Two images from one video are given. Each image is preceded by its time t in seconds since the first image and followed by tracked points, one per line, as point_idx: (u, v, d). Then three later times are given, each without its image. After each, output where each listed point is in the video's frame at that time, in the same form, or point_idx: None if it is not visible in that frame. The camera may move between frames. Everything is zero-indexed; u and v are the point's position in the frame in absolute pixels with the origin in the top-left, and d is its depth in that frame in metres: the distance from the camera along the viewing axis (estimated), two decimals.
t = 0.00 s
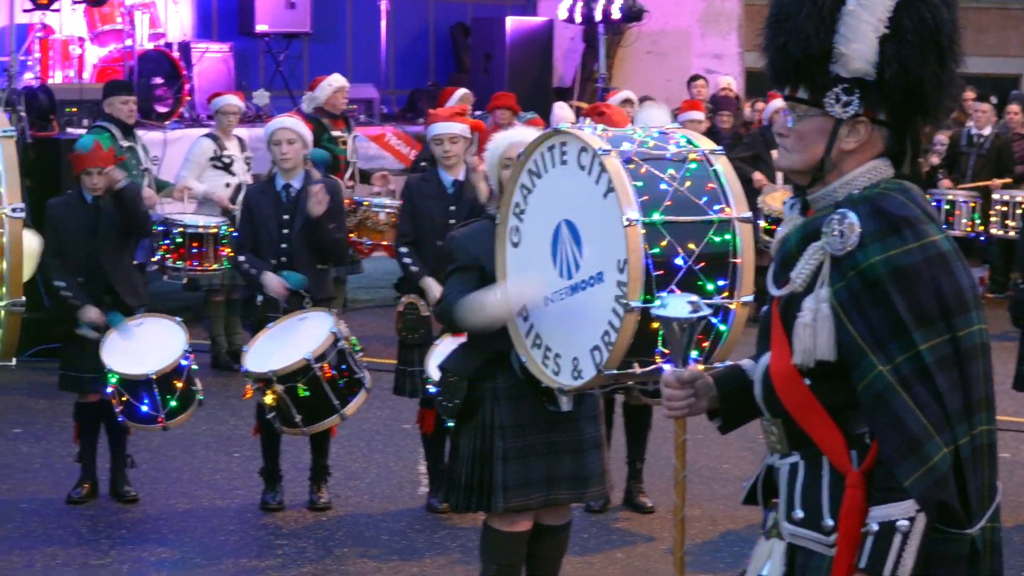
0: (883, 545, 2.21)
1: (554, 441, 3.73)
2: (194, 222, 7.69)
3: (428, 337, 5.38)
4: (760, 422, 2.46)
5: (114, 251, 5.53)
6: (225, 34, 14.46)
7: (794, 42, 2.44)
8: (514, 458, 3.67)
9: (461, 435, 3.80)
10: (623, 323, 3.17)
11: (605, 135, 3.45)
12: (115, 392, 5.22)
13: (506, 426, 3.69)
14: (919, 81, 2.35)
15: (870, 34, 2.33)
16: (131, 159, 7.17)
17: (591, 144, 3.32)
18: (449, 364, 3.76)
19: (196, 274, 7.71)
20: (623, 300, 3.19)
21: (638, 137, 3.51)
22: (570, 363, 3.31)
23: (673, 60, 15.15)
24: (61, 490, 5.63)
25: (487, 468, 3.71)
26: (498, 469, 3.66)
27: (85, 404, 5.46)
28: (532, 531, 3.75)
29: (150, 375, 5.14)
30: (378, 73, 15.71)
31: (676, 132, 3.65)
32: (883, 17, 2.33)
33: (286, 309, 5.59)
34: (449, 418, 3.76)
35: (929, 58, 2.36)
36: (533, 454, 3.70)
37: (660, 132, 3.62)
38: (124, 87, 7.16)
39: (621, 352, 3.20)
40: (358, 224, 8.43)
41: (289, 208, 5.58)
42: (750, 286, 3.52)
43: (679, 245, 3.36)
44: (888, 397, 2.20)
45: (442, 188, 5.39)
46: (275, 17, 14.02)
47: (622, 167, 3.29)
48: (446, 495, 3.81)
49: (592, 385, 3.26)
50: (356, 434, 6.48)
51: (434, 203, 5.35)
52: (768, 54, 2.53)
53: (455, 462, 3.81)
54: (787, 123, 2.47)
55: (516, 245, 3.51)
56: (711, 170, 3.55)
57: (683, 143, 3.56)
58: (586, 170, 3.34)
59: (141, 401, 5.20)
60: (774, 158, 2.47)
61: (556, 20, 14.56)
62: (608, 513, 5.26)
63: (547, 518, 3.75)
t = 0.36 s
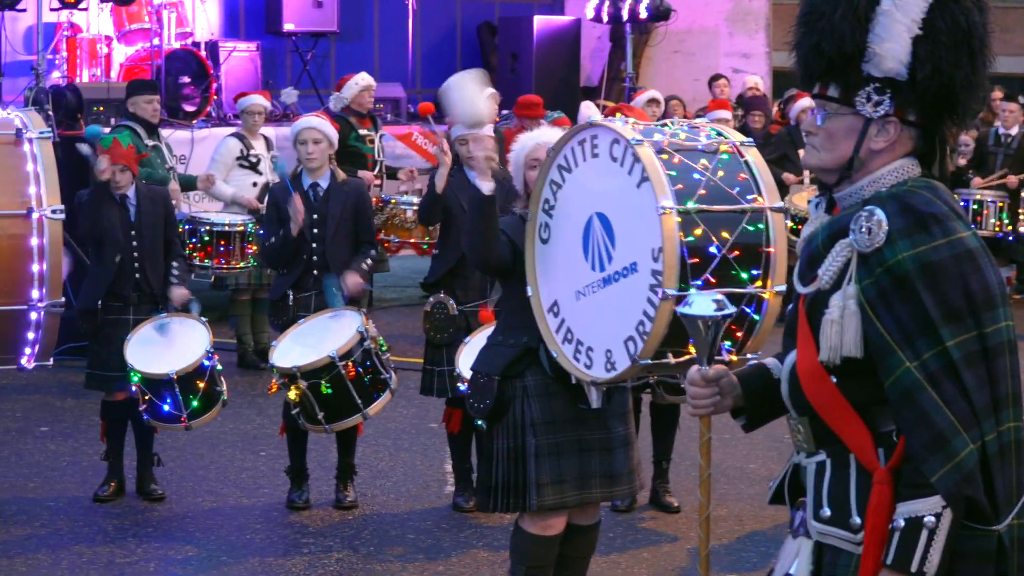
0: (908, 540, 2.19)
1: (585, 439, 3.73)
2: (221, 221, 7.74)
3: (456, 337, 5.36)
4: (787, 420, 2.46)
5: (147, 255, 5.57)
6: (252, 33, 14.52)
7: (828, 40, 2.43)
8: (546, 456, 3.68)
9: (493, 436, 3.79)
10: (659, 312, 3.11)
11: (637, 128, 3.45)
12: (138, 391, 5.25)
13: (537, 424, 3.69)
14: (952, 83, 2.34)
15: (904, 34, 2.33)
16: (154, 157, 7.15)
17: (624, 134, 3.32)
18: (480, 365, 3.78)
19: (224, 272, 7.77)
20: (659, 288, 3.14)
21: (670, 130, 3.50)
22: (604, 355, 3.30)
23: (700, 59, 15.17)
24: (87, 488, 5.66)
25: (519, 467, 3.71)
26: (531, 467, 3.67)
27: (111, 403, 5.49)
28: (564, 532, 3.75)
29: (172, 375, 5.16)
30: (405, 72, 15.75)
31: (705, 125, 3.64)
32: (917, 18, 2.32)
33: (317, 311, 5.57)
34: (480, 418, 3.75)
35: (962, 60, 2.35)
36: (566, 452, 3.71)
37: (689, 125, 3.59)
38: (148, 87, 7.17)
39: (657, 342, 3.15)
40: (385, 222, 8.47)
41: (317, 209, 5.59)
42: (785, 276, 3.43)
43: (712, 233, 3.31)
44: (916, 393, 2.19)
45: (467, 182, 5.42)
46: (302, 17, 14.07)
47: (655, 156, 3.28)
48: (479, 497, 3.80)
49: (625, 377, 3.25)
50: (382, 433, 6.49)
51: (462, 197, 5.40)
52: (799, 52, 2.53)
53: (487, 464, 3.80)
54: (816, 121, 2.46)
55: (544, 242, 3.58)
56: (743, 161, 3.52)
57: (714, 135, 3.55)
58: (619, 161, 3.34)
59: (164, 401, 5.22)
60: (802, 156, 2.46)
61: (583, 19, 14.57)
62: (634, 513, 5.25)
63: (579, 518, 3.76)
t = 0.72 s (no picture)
0: (956, 542, 2.21)
1: (633, 447, 3.74)
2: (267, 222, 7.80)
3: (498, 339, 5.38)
4: (833, 422, 2.48)
5: (194, 254, 5.63)
6: (298, 35, 14.62)
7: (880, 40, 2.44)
8: (596, 465, 3.69)
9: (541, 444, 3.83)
10: (706, 338, 3.08)
11: (681, 147, 3.44)
12: (184, 394, 5.31)
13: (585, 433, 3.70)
14: (1005, 89, 2.34)
15: (958, 39, 2.31)
16: (198, 161, 7.25)
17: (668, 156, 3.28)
18: (525, 373, 3.83)
19: (271, 269, 8.03)
20: (705, 314, 3.09)
21: (713, 146, 3.50)
22: (651, 373, 3.31)
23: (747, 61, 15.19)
24: (134, 489, 5.73)
25: (567, 476, 3.73)
26: (580, 476, 3.68)
27: (157, 404, 5.57)
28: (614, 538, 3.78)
29: (218, 379, 5.20)
30: (451, 74, 15.80)
31: (749, 139, 3.67)
32: (972, 23, 2.30)
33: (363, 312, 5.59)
34: (529, 425, 3.81)
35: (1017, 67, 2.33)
36: (615, 460, 3.71)
37: (734, 140, 3.62)
38: (190, 89, 7.20)
39: (704, 365, 3.14)
40: (434, 222, 8.69)
41: (362, 211, 5.63)
42: (831, 294, 3.39)
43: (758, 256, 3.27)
44: (962, 395, 2.17)
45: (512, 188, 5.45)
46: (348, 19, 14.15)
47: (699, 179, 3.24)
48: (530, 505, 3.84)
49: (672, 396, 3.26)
50: (427, 435, 6.53)
51: (505, 203, 5.40)
52: (852, 50, 2.54)
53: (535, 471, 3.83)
54: (867, 122, 2.49)
55: (590, 254, 3.54)
56: (787, 178, 3.55)
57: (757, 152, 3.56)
58: (662, 182, 3.30)
59: (211, 403, 5.28)
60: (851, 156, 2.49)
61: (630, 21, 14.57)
62: (680, 516, 5.24)
63: (627, 522, 3.76)
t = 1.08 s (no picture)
0: (972, 546, 2.19)
1: (641, 443, 3.74)
2: (281, 221, 7.81)
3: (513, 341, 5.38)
4: (849, 425, 2.47)
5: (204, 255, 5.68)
6: (313, 36, 14.65)
7: (903, 40, 2.43)
8: (603, 461, 3.69)
9: (547, 440, 3.82)
10: (720, 325, 3.09)
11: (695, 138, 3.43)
12: (200, 395, 5.30)
13: (594, 430, 3.71)
14: None
15: (979, 39, 2.32)
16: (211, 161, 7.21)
17: (683, 146, 3.28)
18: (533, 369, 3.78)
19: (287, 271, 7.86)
20: (720, 302, 3.12)
21: (727, 138, 3.46)
22: (663, 364, 3.29)
23: (760, 64, 15.41)
24: (147, 489, 5.74)
25: (575, 472, 3.73)
26: (588, 473, 3.68)
27: (173, 405, 5.55)
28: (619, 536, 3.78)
29: (235, 379, 5.22)
30: (466, 75, 15.81)
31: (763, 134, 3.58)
32: (993, 24, 2.31)
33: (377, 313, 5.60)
34: (536, 422, 3.78)
35: None
36: (622, 457, 3.72)
37: (747, 134, 3.54)
38: (203, 90, 7.20)
39: (717, 354, 3.13)
40: (455, 219, 8.53)
41: (378, 211, 5.65)
42: (844, 286, 3.38)
43: (772, 245, 3.25)
44: (979, 398, 2.17)
45: (524, 191, 5.45)
46: (362, 19, 14.18)
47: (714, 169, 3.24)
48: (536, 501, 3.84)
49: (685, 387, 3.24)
50: (441, 436, 6.53)
51: (516, 208, 5.42)
52: (872, 50, 2.54)
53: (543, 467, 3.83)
54: (886, 121, 2.46)
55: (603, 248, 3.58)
56: (802, 170, 3.46)
57: (772, 143, 3.49)
58: (677, 172, 3.32)
59: (227, 403, 5.28)
60: (869, 157, 2.47)
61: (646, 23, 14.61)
62: (694, 517, 5.24)
63: (633, 521, 3.78)
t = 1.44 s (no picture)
0: (1002, 551, 2.19)
1: (667, 446, 3.73)
2: (307, 225, 7.80)
3: (539, 344, 5.39)
4: (882, 430, 2.47)
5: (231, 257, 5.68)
6: (340, 39, 14.68)
7: (933, 43, 2.42)
8: (629, 463, 3.69)
9: (573, 442, 3.81)
10: (743, 318, 3.10)
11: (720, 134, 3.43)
12: (227, 396, 5.32)
13: (620, 432, 3.70)
14: None
15: (1009, 41, 2.31)
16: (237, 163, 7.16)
17: (705, 140, 3.29)
18: (561, 372, 3.81)
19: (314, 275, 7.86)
20: (743, 294, 3.12)
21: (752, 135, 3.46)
22: (688, 361, 3.29)
23: (787, 68, 15.43)
24: (173, 492, 5.77)
25: (601, 474, 3.73)
26: (613, 475, 3.68)
27: (198, 408, 5.59)
28: (643, 540, 3.77)
29: (262, 380, 5.23)
30: (492, 80, 15.84)
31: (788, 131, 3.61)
32: None
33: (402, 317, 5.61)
34: (562, 424, 3.78)
35: None
36: (648, 459, 3.71)
37: (772, 131, 3.56)
38: (230, 95, 7.23)
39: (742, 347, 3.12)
40: (481, 224, 8.54)
41: (406, 214, 5.64)
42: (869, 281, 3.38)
43: (796, 239, 3.27)
44: (1011, 402, 2.16)
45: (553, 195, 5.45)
46: (388, 22, 14.21)
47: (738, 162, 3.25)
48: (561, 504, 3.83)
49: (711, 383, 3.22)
50: (467, 440, 6.54)
51: (547, 211, 5.41)
52: (904, 55, 2.53)
53: (568, 470, 3.82)
54: (917, 125, 2.47)
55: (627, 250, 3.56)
56: (825, 167, 3.48)
57: (796, 140, 3.51)
58: (701, 168, 3.31)
59: (253, 406, 5.30)
60: (901, 161, 2.48)
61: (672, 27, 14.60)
62: (719, 521, 5.23)
63: (659, 525, 3.76)
